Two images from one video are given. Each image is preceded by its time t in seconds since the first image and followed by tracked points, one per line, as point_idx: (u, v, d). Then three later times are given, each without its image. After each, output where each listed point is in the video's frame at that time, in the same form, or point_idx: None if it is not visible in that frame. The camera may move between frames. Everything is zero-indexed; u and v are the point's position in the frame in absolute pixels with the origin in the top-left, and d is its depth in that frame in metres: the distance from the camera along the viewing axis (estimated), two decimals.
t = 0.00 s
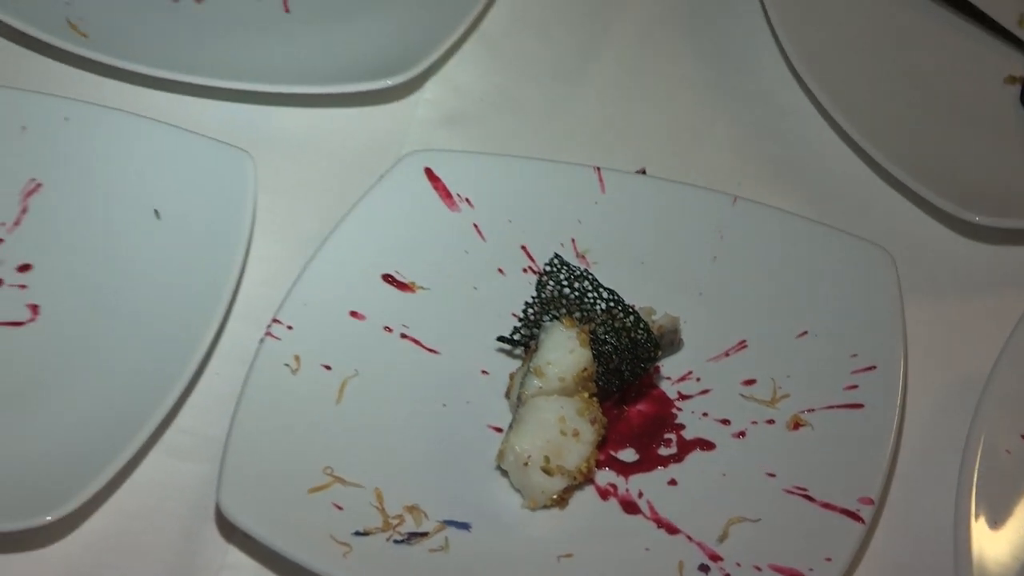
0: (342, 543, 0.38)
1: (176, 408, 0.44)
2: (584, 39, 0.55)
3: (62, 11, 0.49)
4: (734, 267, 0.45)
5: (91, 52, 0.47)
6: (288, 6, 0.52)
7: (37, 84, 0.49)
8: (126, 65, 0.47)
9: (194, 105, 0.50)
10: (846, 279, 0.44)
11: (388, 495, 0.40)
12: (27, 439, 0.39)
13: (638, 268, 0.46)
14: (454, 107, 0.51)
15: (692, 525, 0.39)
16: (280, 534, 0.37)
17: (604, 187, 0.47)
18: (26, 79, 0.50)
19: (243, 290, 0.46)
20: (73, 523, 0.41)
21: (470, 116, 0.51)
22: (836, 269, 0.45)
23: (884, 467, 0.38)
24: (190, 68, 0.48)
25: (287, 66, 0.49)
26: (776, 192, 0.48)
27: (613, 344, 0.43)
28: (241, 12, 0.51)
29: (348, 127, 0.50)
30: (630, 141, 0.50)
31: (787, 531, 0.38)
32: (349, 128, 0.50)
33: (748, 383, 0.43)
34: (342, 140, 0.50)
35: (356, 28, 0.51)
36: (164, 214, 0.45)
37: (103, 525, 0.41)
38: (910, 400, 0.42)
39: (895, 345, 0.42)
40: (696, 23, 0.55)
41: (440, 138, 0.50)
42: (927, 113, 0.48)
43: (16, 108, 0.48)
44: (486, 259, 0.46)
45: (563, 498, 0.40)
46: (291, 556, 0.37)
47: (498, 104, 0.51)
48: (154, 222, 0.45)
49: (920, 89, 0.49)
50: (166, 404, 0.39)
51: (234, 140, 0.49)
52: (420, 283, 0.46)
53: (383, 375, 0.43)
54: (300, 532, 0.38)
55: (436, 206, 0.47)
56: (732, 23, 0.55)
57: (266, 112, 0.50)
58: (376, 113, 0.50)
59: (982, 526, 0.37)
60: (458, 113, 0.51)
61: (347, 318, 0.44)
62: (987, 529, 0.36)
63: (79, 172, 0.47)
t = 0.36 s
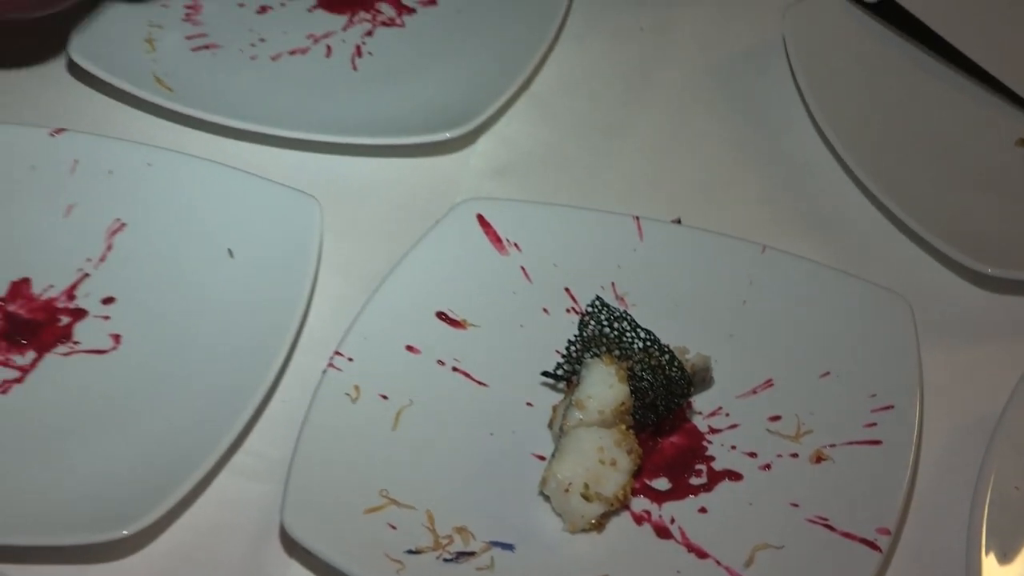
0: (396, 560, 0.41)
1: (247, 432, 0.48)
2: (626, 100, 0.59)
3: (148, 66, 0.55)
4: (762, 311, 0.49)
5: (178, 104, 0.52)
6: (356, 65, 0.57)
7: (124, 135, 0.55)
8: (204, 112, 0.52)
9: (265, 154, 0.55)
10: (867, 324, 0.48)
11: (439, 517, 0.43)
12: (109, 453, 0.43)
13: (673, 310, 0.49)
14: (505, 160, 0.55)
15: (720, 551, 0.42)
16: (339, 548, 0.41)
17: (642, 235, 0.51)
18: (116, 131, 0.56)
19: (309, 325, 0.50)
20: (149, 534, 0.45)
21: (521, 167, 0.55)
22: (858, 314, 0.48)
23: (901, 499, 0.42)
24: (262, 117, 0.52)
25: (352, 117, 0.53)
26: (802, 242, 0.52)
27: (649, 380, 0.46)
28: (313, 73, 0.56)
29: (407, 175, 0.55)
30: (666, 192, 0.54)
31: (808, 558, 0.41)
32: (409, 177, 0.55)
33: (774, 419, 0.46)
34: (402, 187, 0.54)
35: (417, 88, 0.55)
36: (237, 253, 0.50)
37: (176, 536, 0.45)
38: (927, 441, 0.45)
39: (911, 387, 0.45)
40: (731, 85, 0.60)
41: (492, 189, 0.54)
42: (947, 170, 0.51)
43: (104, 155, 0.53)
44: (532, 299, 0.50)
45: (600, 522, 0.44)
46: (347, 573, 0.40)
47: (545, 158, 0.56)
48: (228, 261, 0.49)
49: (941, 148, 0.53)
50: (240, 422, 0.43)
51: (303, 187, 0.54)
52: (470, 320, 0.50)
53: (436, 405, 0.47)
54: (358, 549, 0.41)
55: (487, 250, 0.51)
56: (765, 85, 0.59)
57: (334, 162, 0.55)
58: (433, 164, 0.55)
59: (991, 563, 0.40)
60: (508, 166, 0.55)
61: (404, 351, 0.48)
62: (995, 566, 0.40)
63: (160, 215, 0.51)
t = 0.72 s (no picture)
0: (438, 570, 0.45)
1: (301, 450, 0.52)
2: (655, 144, 0.63)
3: (215, 111, 0.60)
4: (781, 342, 0.53)
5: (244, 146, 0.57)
6: (406, 110, 0.62)
7: (192, 172, 0.61)
8: (267, 155, 0.56)
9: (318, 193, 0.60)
10: (878, 356, 0.51)
11: (478, 530, 0.47)
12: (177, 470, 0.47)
13: (698, 341, 0.53)
14: (542, 199, 0.60)
15: (740, 566, 0.46)
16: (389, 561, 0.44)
17: (670, 271, 0.55)
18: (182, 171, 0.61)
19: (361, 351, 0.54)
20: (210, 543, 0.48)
21: (557, 207, 0.59)
22: (870, 347, 0.51)
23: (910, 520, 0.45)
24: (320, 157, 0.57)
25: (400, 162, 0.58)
26: (818, 280, 0.56)
27: (675, 406, 0.50)
28: (365, 118, 0.61)
29: (450, 211, 0.59)
30: (691, 230, 0.58)
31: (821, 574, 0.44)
32: (452, 214, 0.59)
33: (791, 443, 0.50)
34: (445, 224, 0.59)
35: (461, 136, 0.60)
36: (295, 283, 0.54)
37: (235, 546, 0.48)
38: (934, 466, 0.49)
39: (920, 416, 0.49)
40: (755, 132, 0.63)
41: (529, 226, 0.58)
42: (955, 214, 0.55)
43: (174, 191, 0.58)
44: (567, 329, 0.54)
45: (628, 537, 0.47)
46: None
47: (580, 199, 0.60)
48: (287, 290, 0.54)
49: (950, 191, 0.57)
50: (297, 435, 0.47)
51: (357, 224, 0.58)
52: (509, 347, 0.53)
53: (477, 427, 0.51)
54: (405, 559, 0.45)
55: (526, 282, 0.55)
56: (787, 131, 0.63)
57: (382, 201, 0.60)
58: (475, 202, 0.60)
59: None
60: (546, 205, 0.59)
61: (446, 376, 0.52)
62: None
63: (224, 247, 0.56)
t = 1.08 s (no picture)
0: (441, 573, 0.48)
1: (312, 462, 0.55)
2: (642, 174, 0.67)
3: (232, 148, 0.64)
4: (758, 358, 0.57)
5: (262, 180, 0.61)
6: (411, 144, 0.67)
7: (209, 205, 0.65)
8: (281, 188, 0.61)
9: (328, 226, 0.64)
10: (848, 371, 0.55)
11: (479, 536, 0.51)
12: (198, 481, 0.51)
13: (682, 357, 0.57)
14: (535, 227, 0.64)
15: (722, 566, 0.50)
16: (396, 565, 0.48)
17: (655, 290, 0.59)
18: (201, 205, 0.65)
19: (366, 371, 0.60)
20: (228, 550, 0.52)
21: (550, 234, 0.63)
22: (840, 363, 0.56)
23: (877, 525, 0.49)
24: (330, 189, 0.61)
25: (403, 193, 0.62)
26: (793, 299, 0.60)
27: (661, 418, 0.54)
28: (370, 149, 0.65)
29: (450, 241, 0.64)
30: (675, 253, 0.62)
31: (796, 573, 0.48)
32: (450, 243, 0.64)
33: (768, 451, 0.54)
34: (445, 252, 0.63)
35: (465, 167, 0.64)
36: (307, 307, 0.58)
37: (250, 552, 0.52)
38: (900, 474, 0.53)
39: (886, 427, 0.53)
40: (735, 163, 0.68)
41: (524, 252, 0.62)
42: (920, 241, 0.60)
43: (194, 223, 0.62)
44: (561, 347, 0.58)
45: (618, 541, 0.51)
46: None
47: (572, 226, 0.64)
48: (299, 313, 0.58)
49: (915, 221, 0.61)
50: (311, 446, 0.51)
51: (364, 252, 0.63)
52: (506, 364, 0.57)
53: (477, 439, 0.55)
54: (412, 564, 0.48)
55: (521, 304, 0.59)
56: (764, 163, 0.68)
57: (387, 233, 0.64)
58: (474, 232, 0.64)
59: None
60: (539, 232, 0.63)
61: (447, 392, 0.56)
62: None
63: (241, 275, 0.60)
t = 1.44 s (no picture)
0: (417, 557, 0.52)
1: (295, 454, 0.59)
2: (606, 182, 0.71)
3: (218, 159, 0.68)
4: (713, 351, 0.60)
5: (246, 189, 0.65)
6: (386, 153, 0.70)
7: (195, 212, 0.68)
8: (265, 196, 0.64)
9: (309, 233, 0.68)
10: (796, 364, 0.59)
11: (452, 522, 0.54)
12: (188, 474, 0.54)
13: (642, 351, 0.61)
14: (505, 230, 0.67)
15: (680, 547, 0.53)
16: (375, 549, 0.51)
17: (616, 289, 0.63)
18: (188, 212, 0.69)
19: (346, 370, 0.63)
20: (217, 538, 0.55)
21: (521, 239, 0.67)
22: (789, 356, 0.59)
23: (825, 507, 0.53)
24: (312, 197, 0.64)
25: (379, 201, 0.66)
26: (746, 296, 0.64)
27: (622, 409, 0.57)
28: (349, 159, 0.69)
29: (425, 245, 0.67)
30: (637, 255, 0.66)
31: (749, 553, 0.52)
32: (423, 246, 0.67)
33: (723, 439, 0.57)
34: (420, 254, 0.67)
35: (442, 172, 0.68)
36: (289, 308, 0.62)
37: (236, 540, 0.55)
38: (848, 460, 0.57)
39: (834, 415, 0.56)
40: (695, 172, 0.72)
41: (495, 254, 0.66)
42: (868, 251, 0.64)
43: (182, 230, 0.66)
44: (529, 343, 0.62)
45: (583, 525, 0.54)
46: (379, 566, 0.50)
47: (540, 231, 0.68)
48: (282, 314, 0.61)
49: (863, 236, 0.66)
50: (294, 437, 0.55)
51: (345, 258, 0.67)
52: (477, 360, 0.61)
53: (449, 430, 0.58)
54: (391, 548, 0.52)
55: (491, 303, 0.63)
56: (721, 172, 0.72)
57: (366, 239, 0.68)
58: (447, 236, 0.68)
59: (900, 563, 0.51)
60: (509, 236, 0.67)
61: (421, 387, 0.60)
62: (903, 565, 0.51)
63: (227, 278, 0.64)
